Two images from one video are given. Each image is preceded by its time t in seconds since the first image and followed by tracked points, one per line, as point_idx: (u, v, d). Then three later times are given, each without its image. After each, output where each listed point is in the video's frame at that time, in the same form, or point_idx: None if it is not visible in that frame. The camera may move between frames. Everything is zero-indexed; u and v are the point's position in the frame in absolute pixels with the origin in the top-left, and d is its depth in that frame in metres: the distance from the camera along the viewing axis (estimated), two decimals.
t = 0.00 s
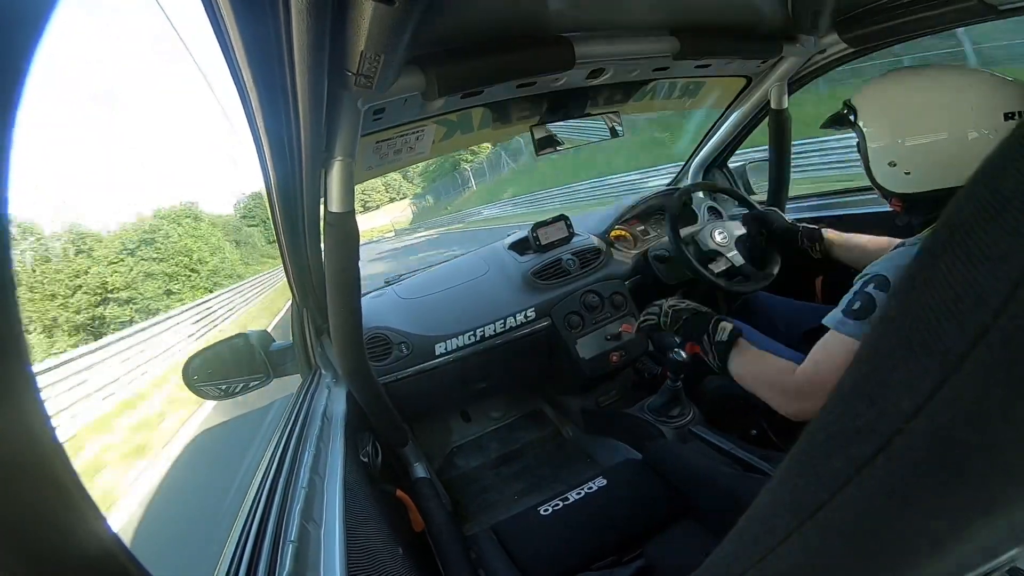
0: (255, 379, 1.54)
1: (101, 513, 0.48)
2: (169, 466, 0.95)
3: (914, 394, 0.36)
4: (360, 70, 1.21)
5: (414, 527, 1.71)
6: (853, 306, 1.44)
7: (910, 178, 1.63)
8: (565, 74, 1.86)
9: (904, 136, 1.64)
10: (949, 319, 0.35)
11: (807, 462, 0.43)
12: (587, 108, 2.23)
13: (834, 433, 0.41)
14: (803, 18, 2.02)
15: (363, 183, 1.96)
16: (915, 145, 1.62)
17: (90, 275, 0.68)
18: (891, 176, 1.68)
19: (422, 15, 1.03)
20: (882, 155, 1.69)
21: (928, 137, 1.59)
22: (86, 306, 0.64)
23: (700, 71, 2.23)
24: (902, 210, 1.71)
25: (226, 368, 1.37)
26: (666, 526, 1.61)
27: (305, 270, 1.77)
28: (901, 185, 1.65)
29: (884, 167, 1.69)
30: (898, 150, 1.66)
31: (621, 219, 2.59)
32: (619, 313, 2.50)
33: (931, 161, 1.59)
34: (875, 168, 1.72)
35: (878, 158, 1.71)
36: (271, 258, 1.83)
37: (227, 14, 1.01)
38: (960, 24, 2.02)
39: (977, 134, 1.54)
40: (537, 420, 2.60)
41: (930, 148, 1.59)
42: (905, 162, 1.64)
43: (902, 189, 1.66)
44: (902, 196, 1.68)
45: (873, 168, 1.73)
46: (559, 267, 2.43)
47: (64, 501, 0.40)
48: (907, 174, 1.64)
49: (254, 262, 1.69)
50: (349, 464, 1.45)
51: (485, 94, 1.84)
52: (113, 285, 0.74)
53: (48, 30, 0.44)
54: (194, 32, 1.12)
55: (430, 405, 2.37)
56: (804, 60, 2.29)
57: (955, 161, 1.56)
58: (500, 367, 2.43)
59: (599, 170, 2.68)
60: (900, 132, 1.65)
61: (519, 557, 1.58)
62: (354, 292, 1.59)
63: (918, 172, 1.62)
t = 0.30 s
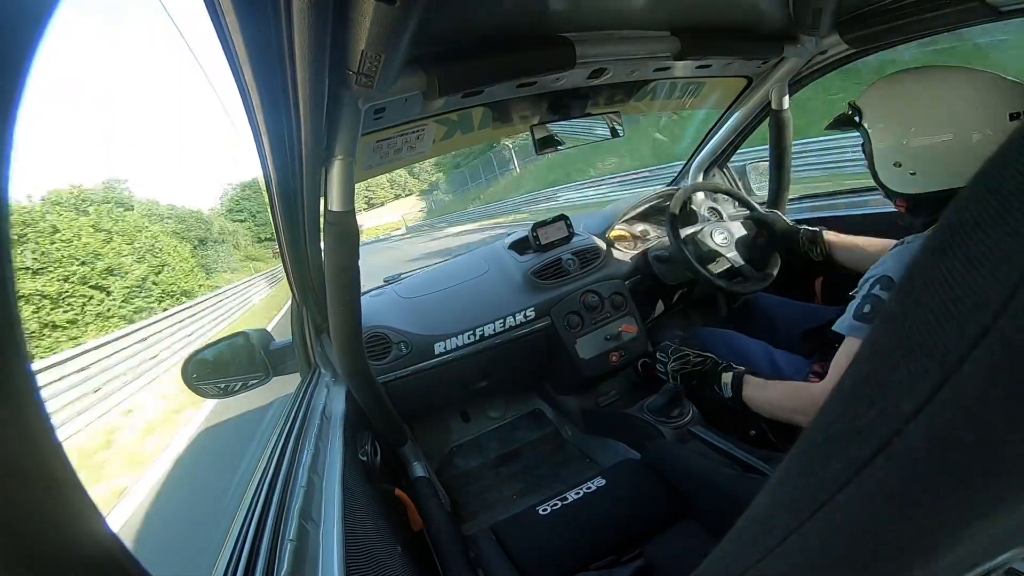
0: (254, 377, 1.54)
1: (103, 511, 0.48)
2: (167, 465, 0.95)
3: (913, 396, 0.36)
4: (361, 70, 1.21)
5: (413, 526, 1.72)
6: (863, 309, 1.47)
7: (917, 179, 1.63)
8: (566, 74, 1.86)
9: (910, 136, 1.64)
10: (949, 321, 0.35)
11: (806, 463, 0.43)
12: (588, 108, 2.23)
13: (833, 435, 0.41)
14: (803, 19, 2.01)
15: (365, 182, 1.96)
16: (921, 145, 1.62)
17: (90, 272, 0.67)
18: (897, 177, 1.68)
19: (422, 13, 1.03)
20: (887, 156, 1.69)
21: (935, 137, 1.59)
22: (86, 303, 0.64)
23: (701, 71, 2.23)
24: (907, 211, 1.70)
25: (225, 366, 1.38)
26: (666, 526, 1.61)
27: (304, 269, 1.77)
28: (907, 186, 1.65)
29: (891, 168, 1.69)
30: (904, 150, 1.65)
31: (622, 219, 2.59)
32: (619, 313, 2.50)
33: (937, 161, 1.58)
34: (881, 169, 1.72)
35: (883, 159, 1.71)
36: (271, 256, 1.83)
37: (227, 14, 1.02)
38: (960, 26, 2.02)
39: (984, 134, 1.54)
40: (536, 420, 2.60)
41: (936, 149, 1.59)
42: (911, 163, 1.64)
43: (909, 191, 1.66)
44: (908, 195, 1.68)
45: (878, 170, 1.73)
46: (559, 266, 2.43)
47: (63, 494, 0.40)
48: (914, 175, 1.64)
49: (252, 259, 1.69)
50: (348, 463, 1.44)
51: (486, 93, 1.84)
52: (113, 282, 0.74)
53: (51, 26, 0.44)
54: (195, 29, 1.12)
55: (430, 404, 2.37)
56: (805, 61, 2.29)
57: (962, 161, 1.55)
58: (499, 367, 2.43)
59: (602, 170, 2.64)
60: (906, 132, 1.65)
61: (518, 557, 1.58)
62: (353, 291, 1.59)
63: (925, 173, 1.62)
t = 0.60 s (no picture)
0: (258, 375, 1.55)
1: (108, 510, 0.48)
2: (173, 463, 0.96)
3: (918, 396, 0.36)
4: (364, 69, 1.21)
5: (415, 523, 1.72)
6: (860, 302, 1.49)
7: (919, 177, 1.63)
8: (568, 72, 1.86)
9: (911, 136, 1.64)
10: (955, 321, 0.34)
11: (808, 463, 0.43)
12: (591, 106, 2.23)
13: (836, 435, 0.41)
14: (808, 18, 2.01)
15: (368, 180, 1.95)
16: (922, 144, 1.62)
17: (95, 271, 0.68)
18: (899, 175, 1.68)
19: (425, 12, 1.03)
20: (890, 154, 1.70)
21: (936, 136, 1.59)
22: (91, 303, 0.64)
23: (705, 70, 2.22)
24: (912, 210, 1.71)
25: (229, 365, 1.38)
26: (669, 526, 1.61)
27: (308, 268, 1.77)
28: (909, 184, 1.65)
29: (893, 167, 1.70)
30: (906, 149, 1.66)
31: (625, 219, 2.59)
32: (622, 312, 2.50)
33: (941, 160, 1.58)
34: (884, 168, 1.73)
35: (886, 158, 1.72)
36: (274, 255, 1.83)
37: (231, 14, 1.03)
38: (966, 24, 2.01)
39: (986, 132, 1.52)
40: (539, 418, 2.60)
41: (937, 148, 1.59)
42: (913, 162, 1.64)
43: (911, 189, 1.66)
44: (912, 194, 1.68)
45: (881, 169, 1.74)
46: (563, 265, 2.44)
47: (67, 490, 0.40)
48: (915, 174, 1.64)
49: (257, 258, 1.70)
50: (352, 462, 1.45)
51: (489, 92, 1.84)
52: (117, 282, 0.75)
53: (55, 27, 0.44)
54: (199, 28, 1.13)
55: (433, 403, 2.38)
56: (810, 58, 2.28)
57: (962, 159, 1.54)
58: (502, 365, 2.43)
59: (609, 169, 2.62)
60: (908, 130, 1.65)
61: (520, 556, 1.59)
62: (357, 290, 1.60)
63: (926, 171, 1.61)
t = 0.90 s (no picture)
0: (265, 372, 1.56)
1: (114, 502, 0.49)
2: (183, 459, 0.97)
3: (924, 395, 0.36)
4: (370, 66, 1.21)
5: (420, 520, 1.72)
6: (863, 295, 1.48)
7: (923, 176, 1.62)
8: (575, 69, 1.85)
9: (916, 134, 1.63)
10: (963, 321, 0.34)
11: (813, 462, 0.43)
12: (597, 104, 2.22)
13: (840, 434, 0.41)
14: (816, 14, 1.99)
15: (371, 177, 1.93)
16: (928, 142, 1.60)
17: (106, 271, 0.69)
18: (904, 174, 1.67)
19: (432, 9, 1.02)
20: (895, 153, 1.69)
21: (942, 134, 1.57)
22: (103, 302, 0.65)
23: (712, 67, 2.21)
24: (917, 208, 1.69)
25: (236, 362, 1.40)
26: (673, 524, 1.61)
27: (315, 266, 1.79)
28: (914, 183, 1.63)
29: (899, 166, 1.68)
30: (910, 147, 1.64)
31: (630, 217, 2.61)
32: (627, 310, 2.49)
33: (946, 159, 1.57)
34: (889, 167, 1.72)
35: (891, 157, 1.71)
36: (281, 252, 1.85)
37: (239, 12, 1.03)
38: (979, 19, 1.99)
39: (993, 131, 1.52)
40: (544, 416, 2.61)
41: (942, 146, 1.57)
42: (917, 160, 1.63)
43: (916, 187, 1.64)
44: (917, 193, 1.67)
45: (887, 168, 1.73)
46: (569, 262, 2.44)
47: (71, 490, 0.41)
48: (920, 172, 1.62)
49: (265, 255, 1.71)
50: (357, 458, 1.45)
51: (496, 90, 1.84)
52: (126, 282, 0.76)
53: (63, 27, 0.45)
54: (207, 28, 1.14)
55: (439, 400, 2.39)
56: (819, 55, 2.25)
57: (968, 157, 1.53)
58: (508, 363, 2.44)
59: (615, 168, 2.62)
60: (912, 129, 1.64)
61: (526, 554, 1.59)
62: (364, 288, 1.61)
63: (932, 168, 1.60)
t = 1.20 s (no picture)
0: (273, 369, 1.57)
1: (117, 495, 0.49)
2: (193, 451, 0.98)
3: (935, 398, 0.35)
4: (379, 65, 1.21)
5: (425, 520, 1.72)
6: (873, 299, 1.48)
7: (927, 180, 1.65)
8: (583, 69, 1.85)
9: (921, 138, 1.64)
10: (977, 323, 0.33)
11: (822, 465, 0.43)
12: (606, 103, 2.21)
13: (850, 437, 0.41)
14: (828, 14, 1.98)
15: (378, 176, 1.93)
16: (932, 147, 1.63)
17: (120, 270, 0.70)
18: (907, 177, 1.69)
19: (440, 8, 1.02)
20: (900, 156, 1.70)
21: (947, 138, 1.60)
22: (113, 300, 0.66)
23: (723, 67, 2.19)
24: (923, 210, 1.72)
25: (244, 359, 1.41)
26: (679, 526, 1.60)
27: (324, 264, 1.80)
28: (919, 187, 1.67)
29: (903, 169, 1.71)
30: (915, 151, 1.67)
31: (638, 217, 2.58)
32: (635, 310, 2.49)
33: (952, 165, 1.59)
34: (893, 170, 1.73)
35: (895, 159, 1.72)
36: (290, 250, 1.86)
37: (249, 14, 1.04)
38: (994, 19, 1.96)
39: (997, 133, 1.55)
40: (551, 415, 2.61)
41: (946, 151, 1.60)
42: (922, 164, 1.65)
43: (920, 191, 1.67)
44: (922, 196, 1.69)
45: (889, 170, 1.74)
46: (576, 262, 2.43)
47: (74, 490, 0.41)
48: (924, 176, 1.65)
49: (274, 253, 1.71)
50: (363, 456, 1.46)
51: (504, 89, 1.84)
52: (138, 280, 0.77)
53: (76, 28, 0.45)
54: (218, 28, 1.15)
55: (445, 398, 2.39)
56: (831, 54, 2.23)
57: (974, 161, 1.56)
58: (515, 362, 2.44)
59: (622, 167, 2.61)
60: (917, 133, 1.65)
61: (531, 555, 1.59)
62: (371, 287, 1.61)
63: (935, 173, 1.63)
